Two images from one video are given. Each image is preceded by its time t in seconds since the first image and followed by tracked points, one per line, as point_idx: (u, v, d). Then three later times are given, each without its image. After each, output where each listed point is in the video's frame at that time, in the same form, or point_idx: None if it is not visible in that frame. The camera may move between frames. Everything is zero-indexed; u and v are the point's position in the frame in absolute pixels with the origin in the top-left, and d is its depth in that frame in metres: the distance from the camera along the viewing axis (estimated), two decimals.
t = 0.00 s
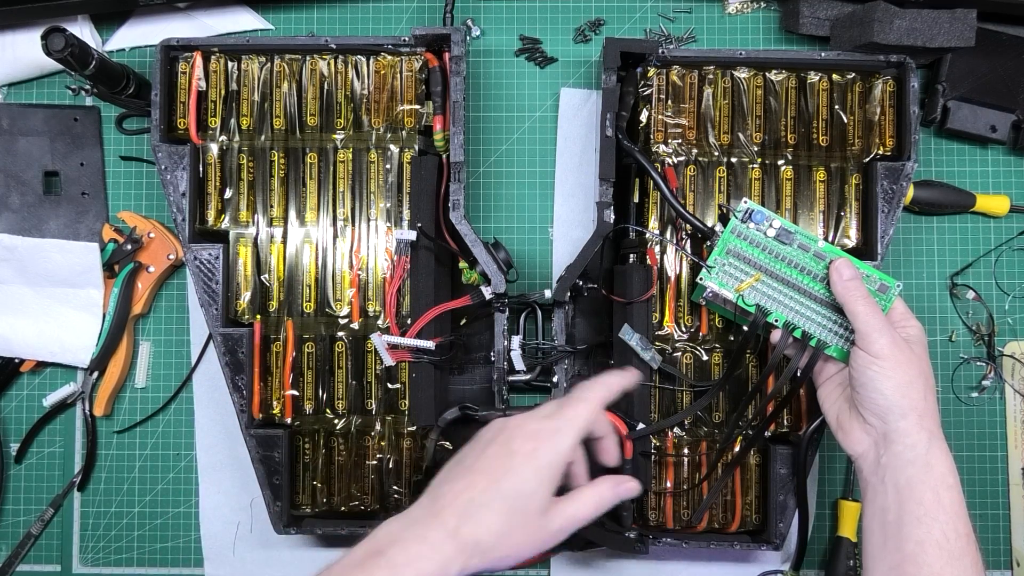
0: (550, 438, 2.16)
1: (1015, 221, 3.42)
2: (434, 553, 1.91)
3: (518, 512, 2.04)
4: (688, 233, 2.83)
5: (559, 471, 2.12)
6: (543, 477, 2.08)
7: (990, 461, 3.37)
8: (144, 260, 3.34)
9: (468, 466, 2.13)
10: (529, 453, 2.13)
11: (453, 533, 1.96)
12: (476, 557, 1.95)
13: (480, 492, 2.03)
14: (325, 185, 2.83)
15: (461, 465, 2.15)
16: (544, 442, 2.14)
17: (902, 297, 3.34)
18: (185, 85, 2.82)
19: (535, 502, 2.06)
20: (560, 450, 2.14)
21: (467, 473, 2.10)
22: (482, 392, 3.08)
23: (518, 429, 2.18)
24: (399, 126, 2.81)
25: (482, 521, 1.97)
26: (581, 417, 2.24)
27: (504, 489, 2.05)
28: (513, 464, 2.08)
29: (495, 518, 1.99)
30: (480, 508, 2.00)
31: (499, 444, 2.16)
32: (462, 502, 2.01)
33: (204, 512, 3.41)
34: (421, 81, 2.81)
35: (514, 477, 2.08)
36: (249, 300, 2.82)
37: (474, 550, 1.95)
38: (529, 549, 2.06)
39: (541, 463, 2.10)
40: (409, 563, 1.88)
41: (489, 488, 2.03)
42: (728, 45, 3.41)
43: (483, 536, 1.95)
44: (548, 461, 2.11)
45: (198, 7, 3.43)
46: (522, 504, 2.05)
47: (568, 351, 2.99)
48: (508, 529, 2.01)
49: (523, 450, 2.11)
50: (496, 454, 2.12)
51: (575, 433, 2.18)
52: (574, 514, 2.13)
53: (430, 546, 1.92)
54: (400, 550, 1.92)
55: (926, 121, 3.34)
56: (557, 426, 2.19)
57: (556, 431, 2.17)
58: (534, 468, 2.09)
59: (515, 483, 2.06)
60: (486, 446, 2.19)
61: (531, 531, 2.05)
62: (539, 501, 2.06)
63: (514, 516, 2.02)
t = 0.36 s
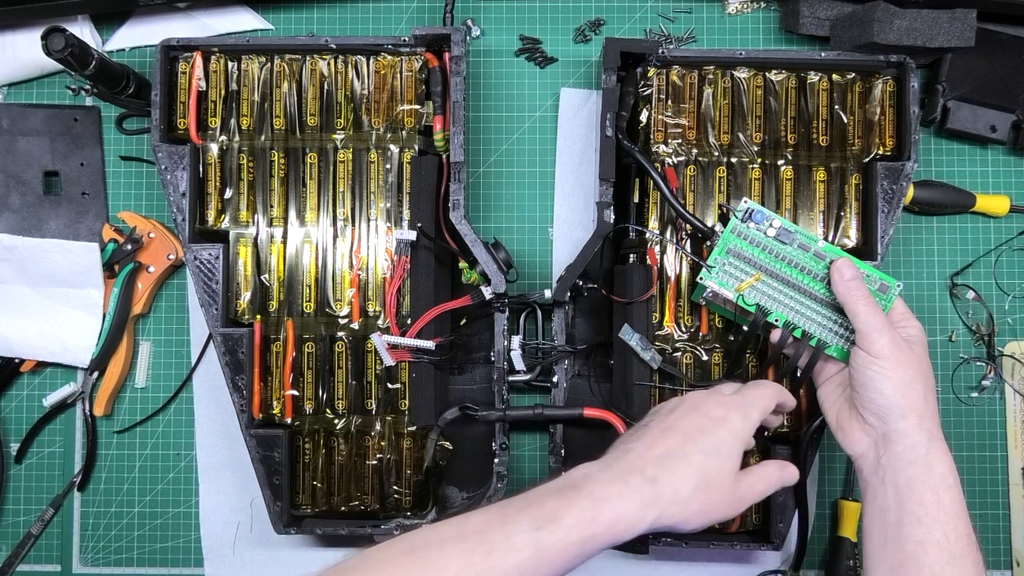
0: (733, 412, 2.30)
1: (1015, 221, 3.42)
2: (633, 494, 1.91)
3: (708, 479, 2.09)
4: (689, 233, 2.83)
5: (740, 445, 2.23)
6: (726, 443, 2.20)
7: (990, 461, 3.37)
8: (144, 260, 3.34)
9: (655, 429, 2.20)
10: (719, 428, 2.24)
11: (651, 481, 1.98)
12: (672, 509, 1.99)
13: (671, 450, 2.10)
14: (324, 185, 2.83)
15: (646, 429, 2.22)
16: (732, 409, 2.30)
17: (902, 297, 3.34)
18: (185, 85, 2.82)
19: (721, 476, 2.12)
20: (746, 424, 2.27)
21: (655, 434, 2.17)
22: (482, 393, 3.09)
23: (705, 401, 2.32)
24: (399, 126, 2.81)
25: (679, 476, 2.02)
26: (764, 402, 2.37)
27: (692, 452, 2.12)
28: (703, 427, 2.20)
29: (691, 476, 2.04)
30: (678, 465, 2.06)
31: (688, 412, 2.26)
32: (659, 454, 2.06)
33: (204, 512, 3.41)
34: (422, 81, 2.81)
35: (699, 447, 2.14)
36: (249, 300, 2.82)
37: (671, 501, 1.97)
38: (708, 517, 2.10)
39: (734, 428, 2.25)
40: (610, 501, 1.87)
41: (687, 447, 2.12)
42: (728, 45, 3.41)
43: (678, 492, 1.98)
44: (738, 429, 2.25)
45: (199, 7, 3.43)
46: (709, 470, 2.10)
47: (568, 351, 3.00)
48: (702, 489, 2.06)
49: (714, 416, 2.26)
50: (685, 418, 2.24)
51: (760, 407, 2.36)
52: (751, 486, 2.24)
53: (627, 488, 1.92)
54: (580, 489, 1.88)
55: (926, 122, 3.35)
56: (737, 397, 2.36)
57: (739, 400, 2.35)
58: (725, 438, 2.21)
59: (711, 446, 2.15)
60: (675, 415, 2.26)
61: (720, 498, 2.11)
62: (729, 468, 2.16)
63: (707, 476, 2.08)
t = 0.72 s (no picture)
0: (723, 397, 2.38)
1: (1015, 221, 3.42)
2: (651, 509, 2.12)
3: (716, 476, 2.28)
4: (688, 233, 2.83)
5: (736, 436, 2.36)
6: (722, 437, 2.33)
7: (990, 461, 3.37)
8: (144, 260, 3.34)
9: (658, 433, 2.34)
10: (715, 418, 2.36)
11: (665, 493, 2.20)
12: (689, 513, 2.20)
13: (677, 457, 2.27)
14: (325, 185, 2.83)
15: (646, 432, 2.36)
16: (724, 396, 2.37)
17: (902, 297, 3.34)
18: (185, 85, 2.82)
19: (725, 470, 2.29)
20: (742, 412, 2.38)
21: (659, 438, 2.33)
22: (482, 392, 3.09)
23: (695, 391, 2.39)
24: (399, 126, 2.81)
25: (691, 482, 2.23)
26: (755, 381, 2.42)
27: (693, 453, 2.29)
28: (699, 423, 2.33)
29: (703, 478, 2.25)
30: (686, 469, 2.25)
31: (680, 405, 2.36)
32: (667, 466, 2.25)
33: (204, 512, 3.41)
34: (422, 81, 2.81)
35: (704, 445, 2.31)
36: (249, 300, 2.82)
37: (686, 505, 2.20)
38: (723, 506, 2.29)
39: (730, 416, 2.35)
40: (629, 515, 2.08)
41: (690, 446, 2.29)
42: (728, 45, 3.41)
43: (692, 498, 2.21)
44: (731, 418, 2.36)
45: (198, 7, 3.43)
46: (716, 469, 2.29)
47: (568, 351, 3.00)
48: (715, 489, 2.27)
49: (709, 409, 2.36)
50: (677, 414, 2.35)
51: (752, 385, 2.41)
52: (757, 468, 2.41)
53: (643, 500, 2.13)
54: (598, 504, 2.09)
55: (926, 121, 3.35)
56: (726, 380, 2.41)
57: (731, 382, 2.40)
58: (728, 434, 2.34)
59: (711, 444, 2.31)
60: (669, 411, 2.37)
61: (734, 487, 2.31)
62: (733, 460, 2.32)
63: (715, 475, 2.27)
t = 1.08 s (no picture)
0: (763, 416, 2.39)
1: (1015, 221, 3.42)
2: (674, 503, 2.09)
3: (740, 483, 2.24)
4: (689, 233, 2.83)
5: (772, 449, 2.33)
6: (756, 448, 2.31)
7: (990, 461, 3.37)
8: (144, 260, 3.34)
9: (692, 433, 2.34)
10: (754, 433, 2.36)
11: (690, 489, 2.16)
12: (710, 516, 2.16)
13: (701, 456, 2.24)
14: (324, 185, 2.83)
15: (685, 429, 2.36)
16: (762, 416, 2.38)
17: (902, 297, 3.34)
18: (185, 85, 2.82)
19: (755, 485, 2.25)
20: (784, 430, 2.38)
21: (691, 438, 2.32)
22: (482, 392, 3.09)
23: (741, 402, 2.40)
24: (399, 126, 2.81)
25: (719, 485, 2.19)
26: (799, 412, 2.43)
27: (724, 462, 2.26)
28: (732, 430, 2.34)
29: (727, 486, 2.21)
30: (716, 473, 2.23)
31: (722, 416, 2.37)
32: (697, 464, 2.22)
33: (203, 512, 3.40)
34: (421, 81, 2.81)
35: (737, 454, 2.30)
36: (249, 300, 2.82)
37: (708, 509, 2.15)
38: (735, 510, 2.22)
39: (771, 433, 2.34)
40: (655, 508, 2.05)
41: (723, 452, 2.26)
42: (728, 45, 3.41)
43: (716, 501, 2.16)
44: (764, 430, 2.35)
45: (198, 7, 3.43)
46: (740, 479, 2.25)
47: (568, 351, 2.99)
48: (739, 498, 2.21)
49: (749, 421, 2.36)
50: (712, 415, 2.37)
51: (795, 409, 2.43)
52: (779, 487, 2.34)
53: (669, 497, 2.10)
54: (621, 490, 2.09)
55: (926, 121, 3.34)
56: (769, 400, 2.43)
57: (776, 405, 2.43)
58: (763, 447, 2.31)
59: (745, 453, 2.28)
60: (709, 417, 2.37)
61: (759, 502, 2.25)
62: (765, 475, 2.28)
63: (740, 485, 2.22)
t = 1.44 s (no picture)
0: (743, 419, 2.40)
1: (1015, 221, 3.42)
2: (654, 517, 2.13)
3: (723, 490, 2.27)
4: (688, 233, 2.83)
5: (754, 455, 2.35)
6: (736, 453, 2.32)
7: (990, 461, 3.37)
8: (144, 260, 3.34)
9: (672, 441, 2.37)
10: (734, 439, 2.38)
11: (670, 501, 2.20)
12: (694, 528, 2.21)
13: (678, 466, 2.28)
14: (325, 185, 2.83)
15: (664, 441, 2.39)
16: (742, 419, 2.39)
17: (902, 297, 3.34)
18: (185, 85, 2.82)
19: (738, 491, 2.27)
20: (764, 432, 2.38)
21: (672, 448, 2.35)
22: (482, 392, 3.09)
23: (718, 407, 2.42)
24: (399, 126, 2.81)
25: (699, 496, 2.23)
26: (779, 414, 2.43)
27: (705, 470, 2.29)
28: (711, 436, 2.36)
29: (708, 494, 2.24)
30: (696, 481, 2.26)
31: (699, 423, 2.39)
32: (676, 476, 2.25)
33: (203, 512, 3.40)
34: (422, 81, 2.81)
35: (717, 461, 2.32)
36: (249, 300, 2.82)
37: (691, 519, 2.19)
38: (720, 517, 2.25)
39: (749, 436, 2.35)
40: (635, 523, 2.09)
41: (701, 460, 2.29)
42: (728, 45, 3.41)
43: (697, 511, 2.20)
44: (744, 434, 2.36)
45: (198, 7, 3.43)
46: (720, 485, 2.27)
47: (568, 351, 2.99)
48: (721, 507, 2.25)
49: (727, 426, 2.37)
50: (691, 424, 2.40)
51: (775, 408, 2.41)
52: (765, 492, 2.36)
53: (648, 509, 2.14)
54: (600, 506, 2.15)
55: (926, 121, 3.34)
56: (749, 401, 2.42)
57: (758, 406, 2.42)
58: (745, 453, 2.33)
59: (724, 460, 2.30)
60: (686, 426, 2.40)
61: (744, 510, 2.28)
62: (746, 479, 2.30)
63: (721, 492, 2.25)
